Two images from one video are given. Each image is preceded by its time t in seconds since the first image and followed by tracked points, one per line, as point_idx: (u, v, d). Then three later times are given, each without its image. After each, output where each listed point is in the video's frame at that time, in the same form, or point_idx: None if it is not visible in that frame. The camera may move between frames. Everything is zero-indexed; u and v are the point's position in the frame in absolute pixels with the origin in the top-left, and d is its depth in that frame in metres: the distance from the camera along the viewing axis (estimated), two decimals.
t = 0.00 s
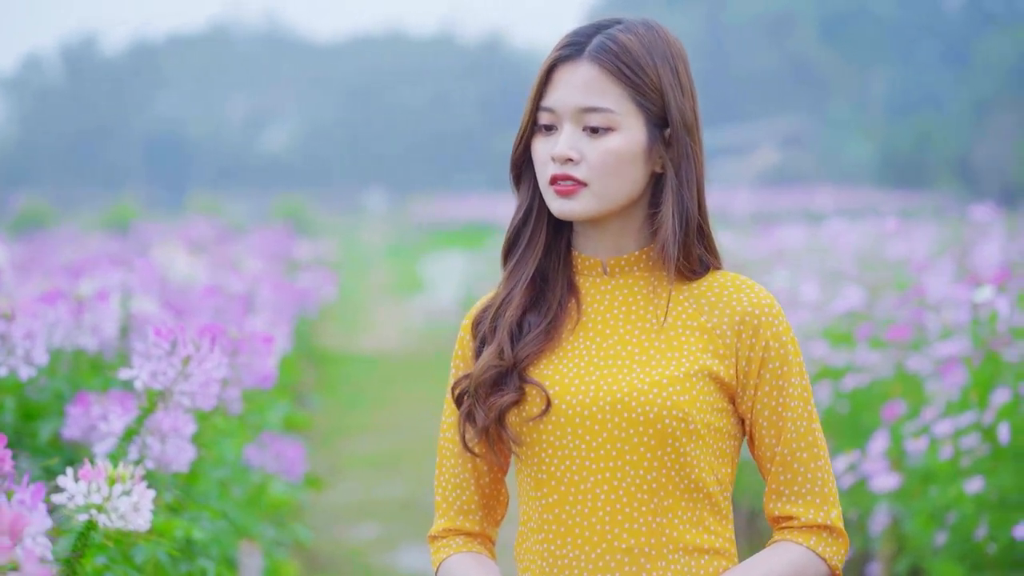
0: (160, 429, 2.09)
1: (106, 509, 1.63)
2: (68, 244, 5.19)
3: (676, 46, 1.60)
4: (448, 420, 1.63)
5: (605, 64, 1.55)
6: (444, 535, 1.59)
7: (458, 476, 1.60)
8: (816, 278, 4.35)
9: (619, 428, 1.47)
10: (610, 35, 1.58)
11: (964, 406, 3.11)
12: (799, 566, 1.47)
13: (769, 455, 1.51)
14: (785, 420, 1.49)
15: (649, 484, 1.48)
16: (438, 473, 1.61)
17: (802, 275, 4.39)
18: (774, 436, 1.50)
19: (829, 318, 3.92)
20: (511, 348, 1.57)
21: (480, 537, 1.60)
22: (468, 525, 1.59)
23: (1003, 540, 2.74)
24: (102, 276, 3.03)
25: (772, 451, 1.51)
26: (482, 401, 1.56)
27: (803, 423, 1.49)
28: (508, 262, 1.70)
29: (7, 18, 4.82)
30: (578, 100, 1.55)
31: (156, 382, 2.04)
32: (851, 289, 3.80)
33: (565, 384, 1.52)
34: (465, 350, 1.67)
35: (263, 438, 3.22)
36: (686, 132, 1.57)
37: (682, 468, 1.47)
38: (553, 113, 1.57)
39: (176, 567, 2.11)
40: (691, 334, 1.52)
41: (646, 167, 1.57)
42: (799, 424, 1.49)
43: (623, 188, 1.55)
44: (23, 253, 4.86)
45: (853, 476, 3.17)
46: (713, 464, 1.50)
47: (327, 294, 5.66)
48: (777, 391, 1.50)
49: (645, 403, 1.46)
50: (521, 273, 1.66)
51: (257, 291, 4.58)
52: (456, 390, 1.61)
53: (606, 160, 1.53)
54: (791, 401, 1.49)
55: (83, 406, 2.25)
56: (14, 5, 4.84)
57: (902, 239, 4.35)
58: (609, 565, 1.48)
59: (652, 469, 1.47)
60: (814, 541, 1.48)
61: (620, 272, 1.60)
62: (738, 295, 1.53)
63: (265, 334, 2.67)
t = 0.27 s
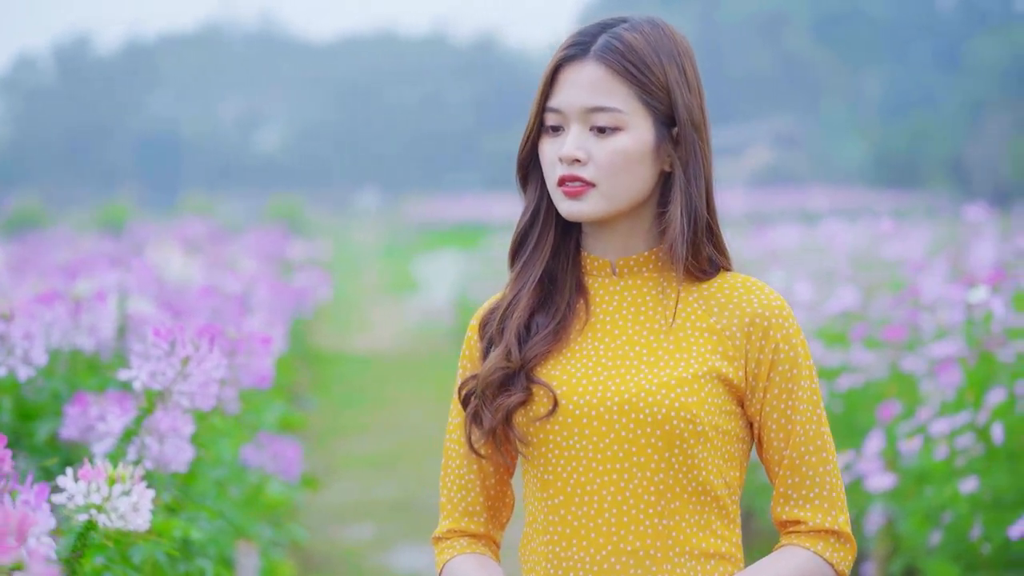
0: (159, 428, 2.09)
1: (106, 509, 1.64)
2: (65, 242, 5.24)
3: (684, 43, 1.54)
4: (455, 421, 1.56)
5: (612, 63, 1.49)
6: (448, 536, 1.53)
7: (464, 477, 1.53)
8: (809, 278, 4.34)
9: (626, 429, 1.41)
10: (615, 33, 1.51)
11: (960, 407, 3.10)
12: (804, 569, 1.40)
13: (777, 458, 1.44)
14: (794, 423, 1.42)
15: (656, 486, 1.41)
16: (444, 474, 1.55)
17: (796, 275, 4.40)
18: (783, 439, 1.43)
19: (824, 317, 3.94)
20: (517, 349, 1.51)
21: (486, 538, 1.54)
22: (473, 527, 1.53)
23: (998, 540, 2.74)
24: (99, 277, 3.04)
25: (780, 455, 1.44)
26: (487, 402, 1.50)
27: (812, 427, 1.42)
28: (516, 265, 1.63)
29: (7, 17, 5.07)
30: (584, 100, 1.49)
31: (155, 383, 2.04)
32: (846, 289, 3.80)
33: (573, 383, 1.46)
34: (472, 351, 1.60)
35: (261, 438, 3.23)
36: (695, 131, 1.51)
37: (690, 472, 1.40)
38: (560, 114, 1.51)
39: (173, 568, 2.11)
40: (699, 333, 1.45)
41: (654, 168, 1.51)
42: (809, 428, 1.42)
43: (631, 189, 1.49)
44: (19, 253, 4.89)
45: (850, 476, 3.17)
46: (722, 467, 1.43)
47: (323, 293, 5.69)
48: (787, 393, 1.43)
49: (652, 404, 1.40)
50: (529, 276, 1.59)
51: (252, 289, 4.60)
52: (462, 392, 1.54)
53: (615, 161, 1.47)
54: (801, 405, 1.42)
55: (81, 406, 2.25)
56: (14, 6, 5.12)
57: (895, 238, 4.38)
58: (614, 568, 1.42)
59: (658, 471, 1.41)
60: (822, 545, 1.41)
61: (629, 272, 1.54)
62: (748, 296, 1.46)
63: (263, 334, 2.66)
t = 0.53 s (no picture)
0: (156, 429, 2.10)
1: (104, 510, 1.65)
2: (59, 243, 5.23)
3: (689, 40, 1.54)
4: (459, 419, 1.57)
5: (618, 63, 1.49)
6: (452, 535, 1.54)
7: (468, 475, 1.54)
8: (804, 278, 4.33)
9: (633, 433, 1.41)
10: (620, 33, 1.52)
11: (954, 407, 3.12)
12: None
13: (784, 466, 1.45)
14: (802, 431, 1.42)
15: (661, 491, 1.41)
16: (448, 472, 1.56)
17: (790, 276, 4.40)
18: (790, 446, 1.43)
19: (819, 317, 3.95)
20: (525, 351, 1.51)
21: (488, 538, 1.55)
22: (475, 526, 1.54)
23: (992, 541, 2.73)
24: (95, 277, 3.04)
25: (787, 462, 1.44)
26: (494, 403, 1.50)
27: (820, 434, 1.42)
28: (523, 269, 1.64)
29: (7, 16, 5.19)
30: (591, 101, 1.49)
31: (152, 384, 2.04)
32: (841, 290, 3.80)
33: (579, 385, 1.46)
34: (479, 350, 1.61)
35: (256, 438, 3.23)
36: (702, 128, 1.51)
37: (696, 477, 1.41)
38: (567, 116, 1.52)
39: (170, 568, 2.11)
40: (708, 338, 1.46)
41: (663, 166, 1.51)
42: (817, 435, 1.42)
43: (641, 188, 1.49)
44: (11, 254, 4.88)
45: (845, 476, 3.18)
46: (728, 473, 1.43)
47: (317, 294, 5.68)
48: (795, 400, 1.43)
49: (660, 408, 1.40)
50: (537, 278, 1.60)
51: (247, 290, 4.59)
52: (468, 393, 1.55)
53: (624, 161, 1.47)
54: (809, 412, 1.43)
55: (79, 407, 2.26)
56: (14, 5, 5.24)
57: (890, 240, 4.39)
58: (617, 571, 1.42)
59: (664, 475, 1.41)
60: (827, 554, 1.41)
61: (639, 274, 1.55)
62: (758, 301, 1.47)
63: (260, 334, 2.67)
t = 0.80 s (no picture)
0: (153, 430, 2.10)
1: (102, 510, 1.64)
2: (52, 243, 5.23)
3: (691, 38, 1.55)
4: (461, 416, 1.58)
5: (620, 62, 1.50)
6: (450, 531, 1.54)
7: (468, 472, 1.55)
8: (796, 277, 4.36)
9: (639, 435, 1.42)
10: (623, 33, 1.53)
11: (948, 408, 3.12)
12: None
13: (787, 471, 1.45)
14: (806, 437, 1.43)
15: (665, 494, 1.42)
16: (449, 468, 1.56)
17: (783, 276, 4.41)
18: (794, 451, 1.44)
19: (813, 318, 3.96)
20: (530, 352, 1.51)
21: (487, 535, 1.55)
22: (475, 523, 1.54)
23: (985, 540, 2.76)
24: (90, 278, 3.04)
25: (791, 467, 1.45)
26: (499, 403, 1.50)
27: (824, 440, 1.43)
28: (530, 271, 1.64)
29: (7, 17, 5.33)
30: (595, 102, 1.50)
31: (150, 384, 2.04)
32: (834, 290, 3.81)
33: (585, 386, 1.46)
34: (482, 347, 1.61)
35: (251, 439, 3.24)
36: (708, 125, 1.52)
37: (700, 480, 1.41)
38: (571, 117, 1.52)
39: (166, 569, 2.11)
40: (715, 341, 1.47)
41: (670, 163, 1.52)
42: (821, 441, 1.43)
43: (648, 187, 1.50)
44: (4, 253, 4.89)
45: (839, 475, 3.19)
46: (730, 476, 1.44)
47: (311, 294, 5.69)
48: (801, 406, 1.44)
49: (666, 411, 1.41)
50: (542, 280, 1.60)
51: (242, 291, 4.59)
52: (472, 392, 1.55)
53: (630, 160, 1.48)
54: (814, 418, 1.43)
55: (76, 408, 2.29)
56: (14, 6, 5.36)
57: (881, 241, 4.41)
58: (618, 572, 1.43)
59: (668, 478, 1.42)
60: (829, 561, 1.42)
61: (646, 275, 1.55)
62: (765, 305, 1.47)
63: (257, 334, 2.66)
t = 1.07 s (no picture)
0: (149, 429, 2.11)
1: (101, 509, 1.64)
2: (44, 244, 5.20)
3: (689, 37, 1.56)
4: (459, 413, 1.58)
5: (619, 62, 1.51)
6: (447, 527, 1.55)
7: (466, 468, 1.56)
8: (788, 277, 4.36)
9: (642, 438, 1.43)
10: (621, 32, 1.53)
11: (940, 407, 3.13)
12: None
13: (787, 474, 1.47)
14: (807, 441, 1.45)
15: (667, 497, 1.43)
16: (446, 466, 1.57)
17: (776, 275, 4.40)
18: (794, 455, 1.46)
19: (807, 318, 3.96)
20: (532, 353, 1.52)
21: (483, 532, 1.56)
22: (472, 520, 1.55)
23: (978, 538, 2.76)
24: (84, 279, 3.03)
25: (791, 470, 1.47)
26: (501, 405, 1.51)
27: (824, 444, 1.45)
28: (531, 272, 1.65)
29: (7, 16, 5.39)
30: (595, 102, 1.50)
31: (146, 384, 2.07)
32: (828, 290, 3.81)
33: (587, 387, 1.47)
34: (482, 345, 1.61)
35: (245, 439, 3.23)
36: (708, 123, 1.52)
37: (701, 484, 1.43)
38: (571, 119, 1.53)
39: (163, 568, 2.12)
40: (718, 344, 1.48)
41: (671, 162, 1.53)
42: (821, 445, 1.45)
43: (650, 186, 1.50)
44: None
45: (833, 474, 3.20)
46: (730, 479, 1.46)
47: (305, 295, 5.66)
48: (802, 409, 1.45)
49: (669, 415, 1.42)
50: (543, 282, 1.61)
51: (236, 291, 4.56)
52: (473, 393, 1.56)
53: (631, 159, 1.49)
54: (814, 421, 1.45)
55: (71, 407, 2.27)
56: (14, 6, 5.43)
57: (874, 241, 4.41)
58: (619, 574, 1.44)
59: (670, 481, 1.43)
60: (827, 564, 1.44)
61: (649, 276, 1.56)
62: (768, 309, 1.49)
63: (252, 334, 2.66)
